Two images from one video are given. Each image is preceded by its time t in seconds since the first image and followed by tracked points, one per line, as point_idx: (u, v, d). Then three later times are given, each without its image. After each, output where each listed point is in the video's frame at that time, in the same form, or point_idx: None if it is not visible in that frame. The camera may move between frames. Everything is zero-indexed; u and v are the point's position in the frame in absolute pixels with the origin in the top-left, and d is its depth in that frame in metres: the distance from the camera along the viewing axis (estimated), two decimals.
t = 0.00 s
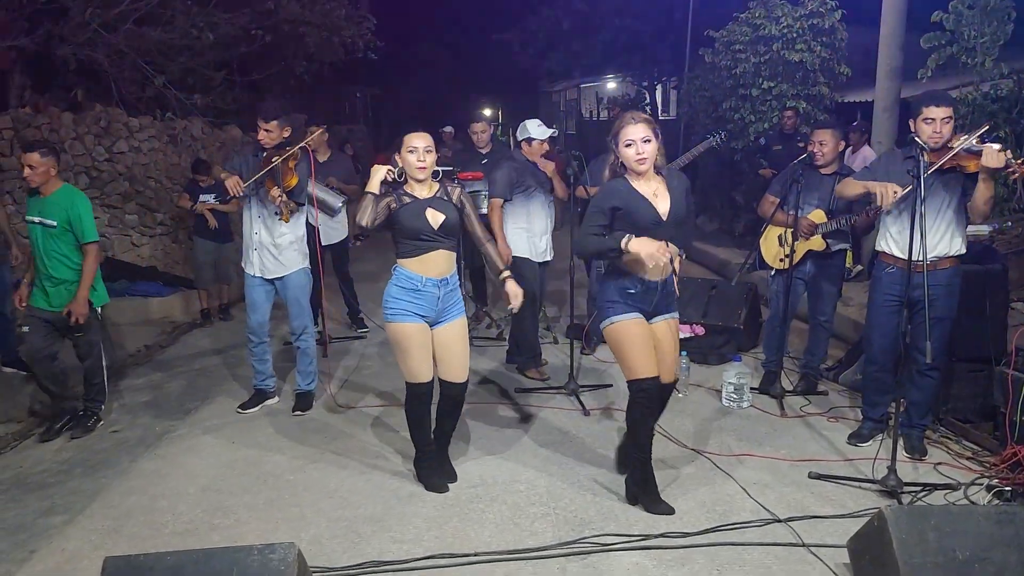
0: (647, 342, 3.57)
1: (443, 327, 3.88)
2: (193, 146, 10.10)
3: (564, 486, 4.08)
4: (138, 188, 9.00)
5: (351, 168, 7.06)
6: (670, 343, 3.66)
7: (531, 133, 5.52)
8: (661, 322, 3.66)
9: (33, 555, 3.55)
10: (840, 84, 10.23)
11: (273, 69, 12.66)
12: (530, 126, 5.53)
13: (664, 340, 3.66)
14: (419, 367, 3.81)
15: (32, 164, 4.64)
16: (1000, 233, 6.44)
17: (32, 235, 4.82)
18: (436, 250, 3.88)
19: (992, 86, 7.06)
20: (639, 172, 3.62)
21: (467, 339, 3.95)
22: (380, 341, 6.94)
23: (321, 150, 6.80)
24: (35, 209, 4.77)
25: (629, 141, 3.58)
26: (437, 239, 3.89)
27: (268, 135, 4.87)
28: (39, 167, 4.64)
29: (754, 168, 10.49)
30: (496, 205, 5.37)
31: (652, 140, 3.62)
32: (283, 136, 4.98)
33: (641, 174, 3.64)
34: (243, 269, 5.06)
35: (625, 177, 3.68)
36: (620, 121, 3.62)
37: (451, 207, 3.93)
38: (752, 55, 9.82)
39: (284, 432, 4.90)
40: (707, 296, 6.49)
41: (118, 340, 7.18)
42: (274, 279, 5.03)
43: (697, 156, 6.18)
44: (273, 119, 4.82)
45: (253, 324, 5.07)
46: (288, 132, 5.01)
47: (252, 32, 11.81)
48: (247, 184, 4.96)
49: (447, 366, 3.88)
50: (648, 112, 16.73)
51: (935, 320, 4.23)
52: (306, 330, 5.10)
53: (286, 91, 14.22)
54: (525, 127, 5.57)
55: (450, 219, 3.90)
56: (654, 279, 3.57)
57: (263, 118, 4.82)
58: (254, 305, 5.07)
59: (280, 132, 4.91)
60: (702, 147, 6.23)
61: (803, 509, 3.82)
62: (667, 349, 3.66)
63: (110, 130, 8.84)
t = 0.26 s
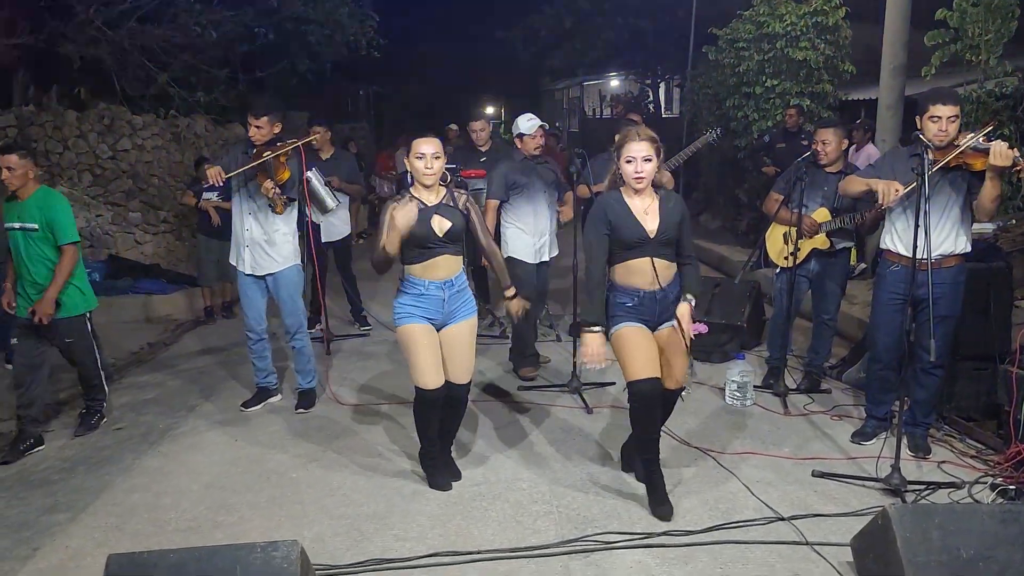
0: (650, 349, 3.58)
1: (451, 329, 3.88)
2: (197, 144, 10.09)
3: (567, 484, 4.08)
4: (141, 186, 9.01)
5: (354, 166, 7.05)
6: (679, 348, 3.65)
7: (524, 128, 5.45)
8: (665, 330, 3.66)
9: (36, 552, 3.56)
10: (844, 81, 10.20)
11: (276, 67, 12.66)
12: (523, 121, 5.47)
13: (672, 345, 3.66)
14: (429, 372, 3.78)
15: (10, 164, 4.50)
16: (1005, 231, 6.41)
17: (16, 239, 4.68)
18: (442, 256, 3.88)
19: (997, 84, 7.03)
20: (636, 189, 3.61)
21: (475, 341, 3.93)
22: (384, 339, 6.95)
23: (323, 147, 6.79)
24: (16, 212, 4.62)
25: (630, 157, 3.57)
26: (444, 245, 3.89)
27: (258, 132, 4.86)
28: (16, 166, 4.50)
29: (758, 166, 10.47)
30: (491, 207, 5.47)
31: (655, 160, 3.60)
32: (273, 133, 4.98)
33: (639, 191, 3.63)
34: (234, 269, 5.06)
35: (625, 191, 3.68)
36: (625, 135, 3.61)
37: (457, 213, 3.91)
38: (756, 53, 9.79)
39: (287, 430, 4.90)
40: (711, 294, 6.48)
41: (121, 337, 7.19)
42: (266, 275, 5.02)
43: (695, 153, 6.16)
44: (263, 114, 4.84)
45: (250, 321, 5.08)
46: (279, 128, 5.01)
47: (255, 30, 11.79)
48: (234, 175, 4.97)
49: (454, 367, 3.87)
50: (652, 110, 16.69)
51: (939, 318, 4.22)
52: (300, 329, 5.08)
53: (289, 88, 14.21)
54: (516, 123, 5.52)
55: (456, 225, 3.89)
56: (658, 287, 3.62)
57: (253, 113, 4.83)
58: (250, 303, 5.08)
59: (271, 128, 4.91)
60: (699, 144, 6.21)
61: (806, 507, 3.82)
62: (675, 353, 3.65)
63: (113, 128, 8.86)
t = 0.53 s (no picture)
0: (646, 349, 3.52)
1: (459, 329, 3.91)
2: (199, 143, 10.10)
3: (569, 483, 4.08)
4: (144, 184, 9.02)
5: (356, 164, 7.05)
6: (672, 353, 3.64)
7: (522, 130, 5.45)
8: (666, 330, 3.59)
9: (40, 550, 3.56)
10: (847, 79, 10.18)
11: (278, 65, 12.65)
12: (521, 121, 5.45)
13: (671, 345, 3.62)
14: (439, 372, 3.71)
15: None
16: (1008, 229, 6.41)
17: None
18: (452, 253, 3.87)
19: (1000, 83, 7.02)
20: (635, 174, 3.58)
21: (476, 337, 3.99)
22: (386, 338, 6.95)
23: (326, 146, 6.79)
24: None
25: (628, 142, 3.55)
26: (456, 241, 3.89)
27: (252, 130, 4.93)
28: None
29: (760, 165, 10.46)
30: (495, 212, 5.49)
31: (654, 144, 3.56)
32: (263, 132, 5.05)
33: (639, 176, 3.60)
34: (231, 269, 5.05)
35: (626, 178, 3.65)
36: (624, 122, 3.59)
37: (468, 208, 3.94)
38: (759, 51, 9.77)
39: (290, 428, 4.91)
40: (713, 293, 6.48)
41: (124, 336, 7.20)
42: (263, 274, 5.01)
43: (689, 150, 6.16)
44: (255, 113, 4.90)
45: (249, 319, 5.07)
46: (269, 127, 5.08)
47: (258, 28, 11.79)
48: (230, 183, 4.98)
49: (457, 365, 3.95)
50: (654, 108, 16.67)
51: (942, 317, 4.21)
52: (293, 331, 5.07)
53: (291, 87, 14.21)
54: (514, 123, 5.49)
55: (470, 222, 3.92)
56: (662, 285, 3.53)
57: (246, 113, 4.89)
58: (250, 301, 5.08)
59: (263, 127, 4.98)
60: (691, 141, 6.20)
61: (809, 506, 3.82)
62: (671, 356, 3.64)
63: (116, 127, 8.89)
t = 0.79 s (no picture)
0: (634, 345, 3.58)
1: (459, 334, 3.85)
2: (200, 142, 10.10)
3: (570, 483, 4.08)
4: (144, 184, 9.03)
5: (357, 164, 7.06)
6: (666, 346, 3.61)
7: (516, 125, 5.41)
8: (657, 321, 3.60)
9: (41, 549, 3.56)
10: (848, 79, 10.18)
11: (279, 65, 12.65)
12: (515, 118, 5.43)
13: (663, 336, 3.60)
14: (432, 372, 3.74)
15: None
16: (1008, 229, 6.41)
17: None
18: (447, 261, 3.84)
19: (1001, 82, 7.02)
20: (633, 172, 3.60)
21: (479, 345, 3.90)
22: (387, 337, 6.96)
23: (327, 145, 6.79)
24: None
25: (625, 139, 3.59)
26: (450, 249, 3.85)
27: (253, 130, 4.91)
28: None
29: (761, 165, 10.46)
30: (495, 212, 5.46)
31: (651, 143, 3.59)
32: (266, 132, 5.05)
33: (635, 177, 3.62)
34: (233, 269, 5.06)
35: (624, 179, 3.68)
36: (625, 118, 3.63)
37: (469, 216, 3.90)
38: (759, 51, 9.77)
39: (290, 428, 4.91)
40: (714, 293, 6.48)
41: (125, 335, 7.20)
42: (265, 275, 5.01)
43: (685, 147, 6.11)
44: (257, 113, 4.89)
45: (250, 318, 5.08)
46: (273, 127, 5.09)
47: (258, 28, 11.79)
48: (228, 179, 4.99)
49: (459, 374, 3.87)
50: (654, 108, 16.68)
51: (943, 317, 4.21)
52: (295, 329, 5.05)
53: (292, 86, 14.23)
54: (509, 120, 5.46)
55: (467, 230, 3.87)
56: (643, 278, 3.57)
57: (247, 112, 4.87)
58: (251, 301, 5.07)
59: (265, 127, 4.97)
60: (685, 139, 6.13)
61: (809, 506, 3.82)
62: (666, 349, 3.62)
63: (117, 127, 8.91)
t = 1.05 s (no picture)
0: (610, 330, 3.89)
1: (455, 331, 3.83)
2: (199, 143, 10.10)
3: (568, 483, 4.08)
4: (143, 184, 9.01)
5: (355, 165, 7.06)
6: (642, 335, 3.76)
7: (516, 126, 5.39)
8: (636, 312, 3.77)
9: (39, 550, 3.56)
10: (846, 80, 10.19)
11: (277, 66, 12.65)
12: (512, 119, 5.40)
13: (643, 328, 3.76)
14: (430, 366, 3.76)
15: None
16: (1005, 229, 6.43)
17: None
18: (437, 258, 3.86)
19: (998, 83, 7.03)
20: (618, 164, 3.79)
21: (479, 341, 3.86)
22: (385, 338, 6.96)
23: (325, 145, 6.79)
24: None
25: (612, 134, 3.77)
26: (439, 246, 3.85)
27: (262, 129, 4.90)
28: None
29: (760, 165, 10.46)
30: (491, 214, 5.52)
31: (636, 138, 3.75)
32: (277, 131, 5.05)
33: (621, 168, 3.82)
34: (238, 268, 5.06)
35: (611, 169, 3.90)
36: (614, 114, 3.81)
37: (461, 216, 3.86)
38: (758, 51, 9.77)
39: (289, 428, 4.92)
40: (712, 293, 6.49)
41: (124, 336, 7.20)
42: (271, 275, 5.01)
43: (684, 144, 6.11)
44: (266, 111, 4.87)
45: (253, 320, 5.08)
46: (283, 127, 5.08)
47: (257, 29, 11.79)
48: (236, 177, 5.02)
49: (457, 370, 3.84)
50: (653, 108, 16.67)
51: (940, 317, 4.22)
52: (303, 327, 5.10)
53: (291, 86, 14.22)
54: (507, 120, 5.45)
55: (455, 227, 3.84)
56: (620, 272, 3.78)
57: (257, 111, 4.86)
58: (254, 301, 5.06)
59: (274, 125, 4.94)
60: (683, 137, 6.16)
61: (807, 506, 3.82)
62: (644, 338, 3.76)
63: (115, 127, 8.90)
